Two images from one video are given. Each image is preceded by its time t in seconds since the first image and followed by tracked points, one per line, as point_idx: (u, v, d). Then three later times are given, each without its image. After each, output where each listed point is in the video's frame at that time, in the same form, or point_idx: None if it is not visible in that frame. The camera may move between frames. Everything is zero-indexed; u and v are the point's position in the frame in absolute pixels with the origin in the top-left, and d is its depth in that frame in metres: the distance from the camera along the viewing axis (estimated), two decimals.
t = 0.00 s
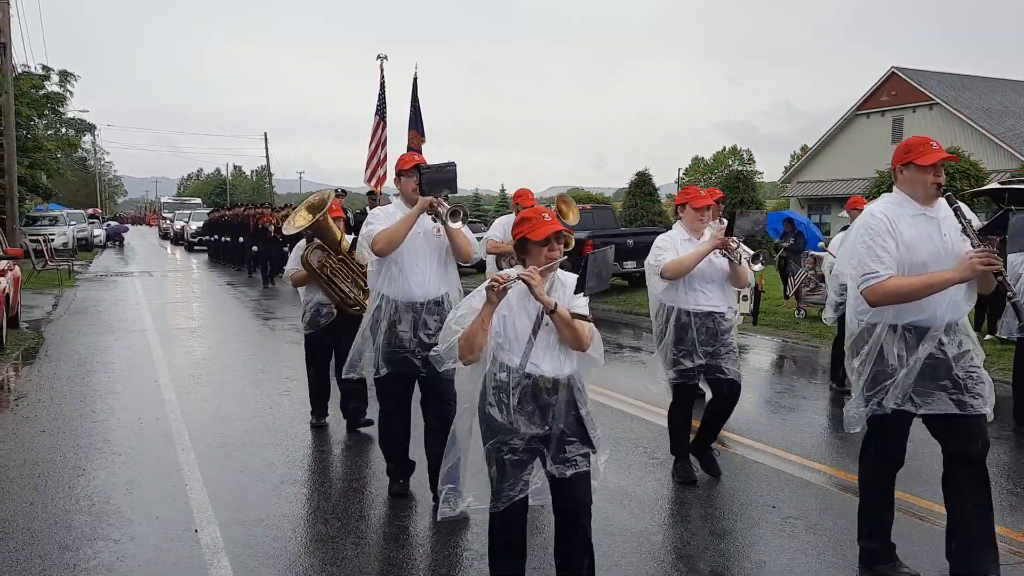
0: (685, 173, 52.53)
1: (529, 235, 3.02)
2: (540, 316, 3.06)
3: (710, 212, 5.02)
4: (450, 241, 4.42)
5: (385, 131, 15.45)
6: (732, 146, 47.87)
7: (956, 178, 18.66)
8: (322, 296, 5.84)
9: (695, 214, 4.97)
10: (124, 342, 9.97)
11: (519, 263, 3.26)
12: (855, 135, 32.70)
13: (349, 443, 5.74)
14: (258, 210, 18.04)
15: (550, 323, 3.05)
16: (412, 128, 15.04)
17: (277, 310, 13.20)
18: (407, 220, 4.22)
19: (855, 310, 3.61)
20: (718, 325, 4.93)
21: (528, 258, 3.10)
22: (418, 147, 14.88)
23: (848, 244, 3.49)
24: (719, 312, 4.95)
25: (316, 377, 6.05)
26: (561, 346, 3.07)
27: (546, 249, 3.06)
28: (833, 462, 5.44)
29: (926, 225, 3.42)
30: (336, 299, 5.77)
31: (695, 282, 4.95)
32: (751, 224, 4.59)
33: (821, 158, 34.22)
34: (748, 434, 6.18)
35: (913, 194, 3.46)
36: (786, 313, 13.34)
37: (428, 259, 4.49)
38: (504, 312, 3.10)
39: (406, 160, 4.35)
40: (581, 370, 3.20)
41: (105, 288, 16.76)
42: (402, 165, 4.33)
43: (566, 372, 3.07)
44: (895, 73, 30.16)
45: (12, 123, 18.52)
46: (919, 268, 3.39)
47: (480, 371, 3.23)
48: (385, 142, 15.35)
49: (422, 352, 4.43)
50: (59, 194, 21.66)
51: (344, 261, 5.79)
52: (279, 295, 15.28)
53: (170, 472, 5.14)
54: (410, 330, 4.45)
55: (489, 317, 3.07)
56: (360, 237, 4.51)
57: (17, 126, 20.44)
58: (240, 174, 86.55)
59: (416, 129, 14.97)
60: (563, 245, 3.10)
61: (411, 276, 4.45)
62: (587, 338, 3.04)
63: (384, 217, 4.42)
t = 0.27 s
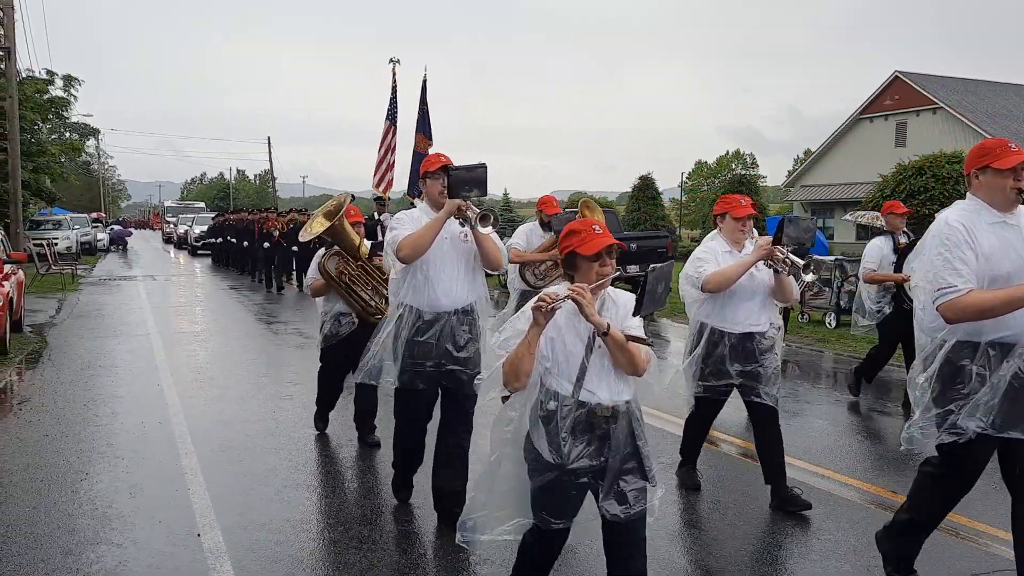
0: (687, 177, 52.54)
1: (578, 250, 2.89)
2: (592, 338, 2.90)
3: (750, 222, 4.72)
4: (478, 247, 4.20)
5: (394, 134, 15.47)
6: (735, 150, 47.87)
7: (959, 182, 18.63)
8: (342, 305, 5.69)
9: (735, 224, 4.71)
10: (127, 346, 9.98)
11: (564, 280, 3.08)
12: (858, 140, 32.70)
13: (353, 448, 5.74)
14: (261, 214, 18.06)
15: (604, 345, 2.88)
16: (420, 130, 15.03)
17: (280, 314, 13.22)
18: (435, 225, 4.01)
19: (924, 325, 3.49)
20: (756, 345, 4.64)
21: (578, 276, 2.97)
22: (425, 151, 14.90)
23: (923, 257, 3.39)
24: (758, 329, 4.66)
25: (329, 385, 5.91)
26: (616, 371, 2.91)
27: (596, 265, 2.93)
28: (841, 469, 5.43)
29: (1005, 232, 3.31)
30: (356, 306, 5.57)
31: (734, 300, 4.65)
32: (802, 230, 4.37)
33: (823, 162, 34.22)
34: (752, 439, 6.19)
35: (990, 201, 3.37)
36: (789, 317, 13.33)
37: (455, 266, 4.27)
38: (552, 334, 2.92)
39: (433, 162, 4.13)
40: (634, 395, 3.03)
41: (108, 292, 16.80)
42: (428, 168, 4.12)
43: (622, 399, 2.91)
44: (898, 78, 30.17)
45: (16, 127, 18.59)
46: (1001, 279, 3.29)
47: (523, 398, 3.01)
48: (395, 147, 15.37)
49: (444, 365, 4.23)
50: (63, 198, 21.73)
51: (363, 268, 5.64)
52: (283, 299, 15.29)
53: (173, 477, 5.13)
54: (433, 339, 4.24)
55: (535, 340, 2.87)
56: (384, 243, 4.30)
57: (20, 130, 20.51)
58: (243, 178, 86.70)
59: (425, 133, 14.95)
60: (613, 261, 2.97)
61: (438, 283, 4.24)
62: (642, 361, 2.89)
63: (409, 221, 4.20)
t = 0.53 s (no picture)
0: (690, 181, 52.57)
1: (626, 247, 2.70)
2: (644, 343, 2.72)
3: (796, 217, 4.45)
4: (504, 249, 3.90)
5: (406, 135, 15.45)
6: (738, 154, 47.91)
7: (963, 186, 18.61)
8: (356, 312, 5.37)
9: (781, 220, 4.43)
10: (130, 350, 10.00)
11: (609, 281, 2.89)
12: (861, 144, 32.70)
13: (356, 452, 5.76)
14: (265, 218, 18.09)
15: (658, 350, 2.71)
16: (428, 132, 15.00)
17: (283, 318, 13.24)
18: (458, 227, 3.72)
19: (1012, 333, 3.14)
20: (807, 345, 4.43)
21: (626, 275, 2.77)
22: (433, 153, 14.90)
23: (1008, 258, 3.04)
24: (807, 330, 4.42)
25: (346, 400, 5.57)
26: (669, 379, 2.74)
27: (648, 262, 2.73)
28: (838, 471, 5.47)
29: None
30: (369, 314, 5.25)
31: (781, 298, 4.41)
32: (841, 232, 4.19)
33: (826, 167, 34.23)
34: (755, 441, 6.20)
35: None
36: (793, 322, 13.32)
37: (479, 270, 3.97)
38: (601, 339, 2.72)
39: (456, 159, 3.85)
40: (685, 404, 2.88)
41: (111, 296, 16.84)
42: (451, 165, 3.84)
43: (675, 409, 2.76)
44: (901, 82, 30.19)
45: (21, 132, 18.65)
46: None
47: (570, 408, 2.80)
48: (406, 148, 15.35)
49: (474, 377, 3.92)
50: (67, 203, 21.80)
51: (374, 273, 5.28)
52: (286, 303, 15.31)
53: (176, 481, 5.14)
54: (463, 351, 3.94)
55: (580, 345, 2.66)
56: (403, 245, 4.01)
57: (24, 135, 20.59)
58: (246, 183, 86.82)
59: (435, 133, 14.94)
60: (664, 258, 2.77)
61: (462, 288, 3.94)
62: (701, 369, 2.72)
63: (430, 223, 3.92)
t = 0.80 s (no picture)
0: (694, 185, 52.59)
1: (682, 263, 2.48)
2: (698, 375, 2.48)
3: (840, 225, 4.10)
4: (532, 256, 3.60)
5: (414, 138, 15.46)
6: (741, 158, 47.95)
7: (967, 190, 18.60)
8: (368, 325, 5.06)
9: (823, 229, 4.07)
10: (134, 353, 10.02)
11: (660, 302, 2.68)
12: (865, 147, 32.70)
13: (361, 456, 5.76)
14: (268, 222, 18.05)
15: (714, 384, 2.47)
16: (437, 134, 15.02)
17: (287, 322, 13.26)
18: (483, 232, 3.41)
19: None
20: (855, 366, 4.07)
21: (681, 293, 2.54)
22: (441, 156, 14.92)
23: None
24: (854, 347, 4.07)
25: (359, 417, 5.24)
26: (728, 415, 2.49)
27: (705, 283, 2.50)
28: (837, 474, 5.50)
29: None
30: (381, 328, 4.93)
31: (825, 313, 4.08)
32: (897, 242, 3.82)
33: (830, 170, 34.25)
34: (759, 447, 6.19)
35: None
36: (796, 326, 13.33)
37: (505, 279, 3.68)
38: (650, 369, 2.50)
39: (478, 162, 3.60)
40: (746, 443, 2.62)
41: (116, 299, 16.88)
42: (473, 169, 3.60)
43: (733, 451, 2.50)
44: (905, 85, 30.19)
45: (26, 136, 18.71)
46: None
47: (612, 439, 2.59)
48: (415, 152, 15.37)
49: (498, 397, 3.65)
50: (72, 206, 21.87)
51: (386, 284, 4.92)
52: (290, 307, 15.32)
53: (180, 484, 5.14)
54: (486, 366, 3.64)
55: (627, 373, 2.44)
56: (422, 254, 3.74)
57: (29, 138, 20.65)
58: (249, 187, 87.03)
59: (444, 137, 15.02)
60: (723, 278, 2.53)
61: (486, 299, 3.65)
62: (761, 405, 2.47)
63: (452, 229, 3.66)
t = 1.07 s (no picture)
0: (698, 188, 52.55)
1: (751, 256, 2.32)
2: (765, 382, 2.32)
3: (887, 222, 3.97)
4: (565, 257, 3.33)
5: (421, 139, 15.50)
6: (746, 161, 47.89)
7: (972, 194, 18.56)
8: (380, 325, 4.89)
9: (871, 225, 3.94)
10: (139, 356, 10.04)
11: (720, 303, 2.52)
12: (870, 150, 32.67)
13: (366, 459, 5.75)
14: (274, 225, 18.06)
15: (784, 391, 2.31)
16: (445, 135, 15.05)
17: (292, 325, 13.28)
18: (514, 231, 3.15)
19: None
20: (908, 372, 3.92)
21: (748, 289, 2.38)
22: (450, 156, 14.91)
23: None
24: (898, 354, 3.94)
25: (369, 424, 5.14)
26: (796, 426, 2.33)
27: (776, 279, 2.35)
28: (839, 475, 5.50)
29: None
30: (396, 329, 4.71)
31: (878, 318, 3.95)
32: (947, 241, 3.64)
33: (835, 173, 34.21)
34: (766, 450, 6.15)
35: None
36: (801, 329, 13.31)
37: (533, 281, 3.39)
38: (711, 376, 2.33)
39: (506, 157, 3.36)
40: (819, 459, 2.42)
41: (121, 302, 16.93)
42: (502, 164, 3.34)
43: (803, 467, 2.32)
44: (910, 88, 30.15)
45: (32, 139, 18.79)
46: None
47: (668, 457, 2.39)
48: (422, 151, 15.37)
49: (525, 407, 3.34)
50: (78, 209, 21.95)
51: (403, 282, 4.71)
52: (294, 309, 15.34)
53: (185, 486, 5.14)
54: (512, 374, 3.37)
55: (689, 379, 2.25)
56: (445, 254, 3.50)
57: (35, 141, 20.73)
58: (254, 191, 87.23)
59: (453, 137, 15.03)
60: (794, 275, 2.39)
61: (513, 303, 3.37)
62: (838, 414, 2.29)
63: (479, 226, 3.42)
